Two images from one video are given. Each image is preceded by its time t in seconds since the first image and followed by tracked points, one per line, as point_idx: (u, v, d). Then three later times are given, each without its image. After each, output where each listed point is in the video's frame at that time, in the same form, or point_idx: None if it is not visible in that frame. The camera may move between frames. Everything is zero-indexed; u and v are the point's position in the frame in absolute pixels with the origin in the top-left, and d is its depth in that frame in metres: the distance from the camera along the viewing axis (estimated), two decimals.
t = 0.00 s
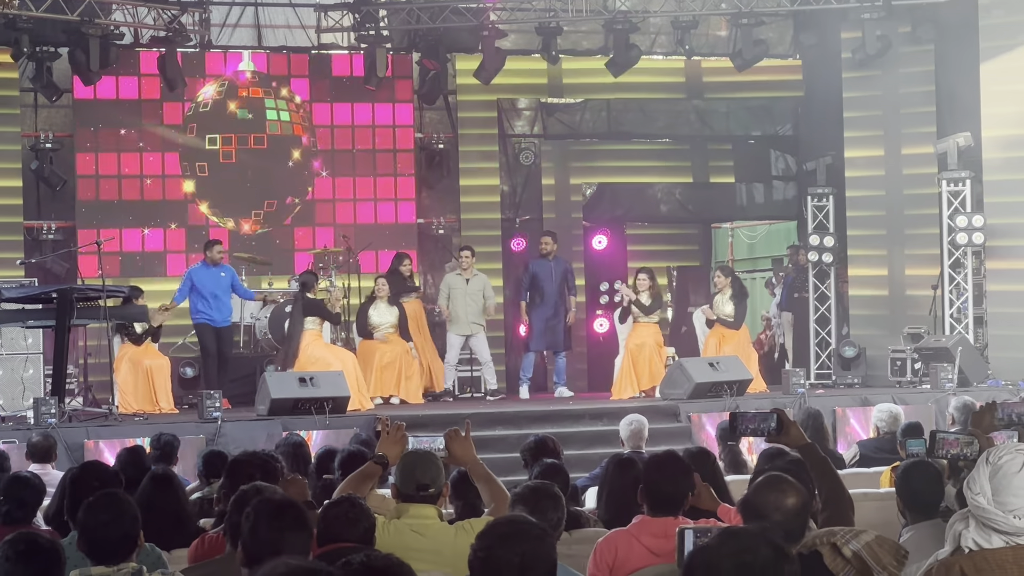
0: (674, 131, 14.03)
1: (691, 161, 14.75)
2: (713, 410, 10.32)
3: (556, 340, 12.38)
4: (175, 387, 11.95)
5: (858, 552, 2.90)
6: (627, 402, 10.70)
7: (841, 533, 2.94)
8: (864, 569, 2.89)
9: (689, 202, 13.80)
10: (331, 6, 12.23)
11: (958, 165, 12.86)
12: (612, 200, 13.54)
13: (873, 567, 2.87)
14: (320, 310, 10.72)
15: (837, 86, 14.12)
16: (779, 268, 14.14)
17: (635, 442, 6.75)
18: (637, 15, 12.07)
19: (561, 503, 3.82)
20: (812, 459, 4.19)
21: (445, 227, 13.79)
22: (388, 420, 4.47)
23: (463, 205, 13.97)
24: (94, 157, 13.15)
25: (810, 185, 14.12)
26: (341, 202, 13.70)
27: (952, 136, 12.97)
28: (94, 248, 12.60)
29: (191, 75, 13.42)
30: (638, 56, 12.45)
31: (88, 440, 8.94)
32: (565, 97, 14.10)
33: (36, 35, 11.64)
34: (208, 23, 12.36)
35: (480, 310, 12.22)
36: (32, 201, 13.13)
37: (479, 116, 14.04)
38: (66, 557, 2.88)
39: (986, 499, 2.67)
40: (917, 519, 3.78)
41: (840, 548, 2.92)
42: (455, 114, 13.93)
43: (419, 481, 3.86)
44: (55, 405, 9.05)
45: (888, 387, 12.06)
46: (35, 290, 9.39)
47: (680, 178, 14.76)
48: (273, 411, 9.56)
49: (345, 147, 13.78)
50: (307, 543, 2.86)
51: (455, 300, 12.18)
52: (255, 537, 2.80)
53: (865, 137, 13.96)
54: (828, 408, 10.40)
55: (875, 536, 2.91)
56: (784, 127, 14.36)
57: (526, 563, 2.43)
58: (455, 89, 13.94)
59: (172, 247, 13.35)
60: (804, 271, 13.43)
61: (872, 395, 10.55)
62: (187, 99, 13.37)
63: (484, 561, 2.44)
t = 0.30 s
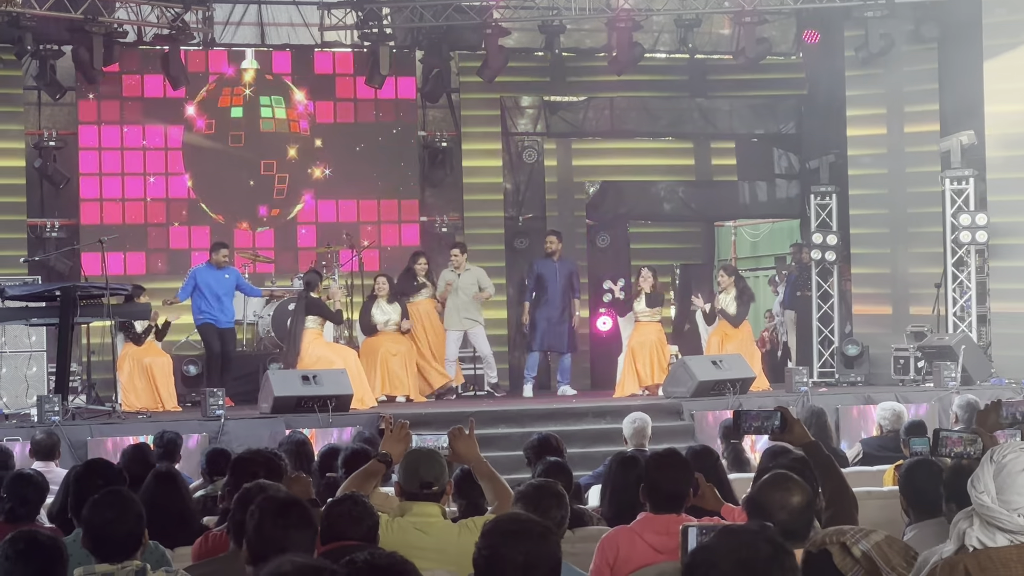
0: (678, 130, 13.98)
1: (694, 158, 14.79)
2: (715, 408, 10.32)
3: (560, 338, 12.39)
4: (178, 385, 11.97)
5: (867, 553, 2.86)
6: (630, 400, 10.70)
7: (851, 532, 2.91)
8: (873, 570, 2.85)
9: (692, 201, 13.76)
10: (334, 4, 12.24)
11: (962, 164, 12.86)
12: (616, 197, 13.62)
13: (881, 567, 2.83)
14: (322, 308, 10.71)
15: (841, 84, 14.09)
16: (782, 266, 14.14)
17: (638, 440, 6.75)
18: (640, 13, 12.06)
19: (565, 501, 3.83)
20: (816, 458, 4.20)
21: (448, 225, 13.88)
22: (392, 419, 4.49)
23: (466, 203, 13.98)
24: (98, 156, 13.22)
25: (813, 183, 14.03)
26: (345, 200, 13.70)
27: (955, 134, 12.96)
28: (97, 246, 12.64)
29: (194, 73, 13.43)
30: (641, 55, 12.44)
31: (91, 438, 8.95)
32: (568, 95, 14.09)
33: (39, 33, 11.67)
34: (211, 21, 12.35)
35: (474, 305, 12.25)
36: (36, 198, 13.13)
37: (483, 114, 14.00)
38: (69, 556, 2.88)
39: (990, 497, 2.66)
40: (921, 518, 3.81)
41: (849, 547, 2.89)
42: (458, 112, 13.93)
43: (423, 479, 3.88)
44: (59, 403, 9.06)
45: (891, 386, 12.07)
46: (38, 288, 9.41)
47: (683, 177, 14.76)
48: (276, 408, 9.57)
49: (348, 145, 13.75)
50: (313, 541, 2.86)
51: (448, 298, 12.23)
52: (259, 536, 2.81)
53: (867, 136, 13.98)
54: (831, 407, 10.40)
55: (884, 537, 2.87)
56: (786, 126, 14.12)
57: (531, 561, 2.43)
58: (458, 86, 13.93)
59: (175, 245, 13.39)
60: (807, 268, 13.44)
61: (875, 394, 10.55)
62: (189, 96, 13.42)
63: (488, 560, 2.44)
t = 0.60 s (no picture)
0: (683, 129, 13.93)
1: (699, 157, 14.80)
2: (720, 408, 10.31)
3: (565, 337, 12.37)
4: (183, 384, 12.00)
5: (878, 554, 2.86)
6: (635, 400, 10.70)
7: (862, 533, 2.91)
8: (883, 571, 2.85)
9: (697, 200, 13.76)
10: (340, 3, 12.24)
11: (967, 164, 12.85)
12: (620, 197, 13.48)
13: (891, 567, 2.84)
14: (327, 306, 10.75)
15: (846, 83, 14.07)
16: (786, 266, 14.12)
17: (643, 440, 6.75)
18: (646, 12, 12.06)
19: (570, 501, 3.84)
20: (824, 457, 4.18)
21: (454, 224, 13.60)
22: (398, 417, 4.48)
23: (472, 202, 13.99)
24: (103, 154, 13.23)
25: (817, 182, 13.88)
26: (351, 198, 13.75)
27: (961, 134, 12.94)
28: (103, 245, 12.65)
29: (200, 72, 13.45)
30: (646, 54, 12.43)
31: (96, 437, 8.97)
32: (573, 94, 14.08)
33: (45, 33, 11.68)
34: (217, 20, 12.35)
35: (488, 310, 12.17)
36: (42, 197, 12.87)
37: (488, 114, 14.02)
38: (72, 555, 2.88)
39: (997, 497, 2.67)
40: (925, 518, 3.83)
41: (860, 547, 2.89)
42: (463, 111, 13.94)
43: (428, 479, 3.88)
44: (64, 402, 9.07)
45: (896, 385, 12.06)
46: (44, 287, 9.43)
47: (688, 176, 14.77)
48: (282, 407, 9.59)
49: (354, 143, 13.83)
50: (320, 540, 2.87)
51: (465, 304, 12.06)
52: (268, 533, 2.81)
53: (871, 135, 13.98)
54: (836, 406, 10.41)
55: (895, 538, 2.88)
56: (792, 126, 14.08)
57: (539, 560, 2.44)
58: (464, 86, 13.95)
59: (181, 245, 13.38)
60: (813, 268, 13.43)
61: (880, 394, 10.55)
62: (196, 95, 13.44)
63: (495, 559, 2.44)
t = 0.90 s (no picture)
0: (689, 129, 13.94)
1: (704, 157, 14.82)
2: (726, 407, 10.31)
3: (570, 336, 12.38)
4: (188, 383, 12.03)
5: (885, 554, 2.86)
6: (640, 400, 10.71)
7: (869, 533, 2.90)
8: (890, 571, 2.85)
9: (703, 200, 13.76)
10: (345, 3, 12.27)
11: (972, 164, 12.82)
12: (625, 198, 13.37)
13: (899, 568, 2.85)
14: (333, 305, 10.75)
15: (852, 82, 14.07)
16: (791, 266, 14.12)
17: (649, 440, 6.76)
18: (651, 12, 12.06)
19: (576, 502, 3.84)
20: (827, 457, 4.19)
21: (458, 223, 13.88)
22: (402, 417, 4.49)
23: (478, 202, 14.00)
24: (107, 153, 13.15)
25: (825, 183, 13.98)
26: (357, 197, 13.77)
27: (966, 134, 12.91)
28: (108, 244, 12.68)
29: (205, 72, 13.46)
30: (652, 55, 12.43)
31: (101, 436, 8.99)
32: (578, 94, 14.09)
33: (51, 32, 11.71)
34: (222, 20, 12.37)
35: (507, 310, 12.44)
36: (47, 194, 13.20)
37: (494, 113, 14.06)
38: (75, 554, 2.89)
39: (1002, 498, 2.67)
40: (930, 518, 3.84)
41: (867, 548, 2.88)
42: (469, 111, 13.95)
43: (434, 478, 3.89)
44: (69, 401, 9.09)
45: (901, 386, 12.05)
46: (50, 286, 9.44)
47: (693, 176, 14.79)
48: (287, 407, 9.60)
49: (359, 143, 13.83)
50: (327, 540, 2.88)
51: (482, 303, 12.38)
52: (274, 534, 2.82)
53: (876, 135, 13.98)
54: (842, 406, 10.40)
55: (902, 539, 2.88)
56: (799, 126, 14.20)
57: (544, 560, 2.45)
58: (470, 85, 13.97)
59: (186, 244, 13.39)
60: (818, 268, 13.44)
61: (886, 394, 10.54)
62: (202, 95, 13.44)
63: (500, 561, 2.45)
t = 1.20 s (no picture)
0: (695, 131, 13.85)
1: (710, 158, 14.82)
2: (732, 409, 10.31)
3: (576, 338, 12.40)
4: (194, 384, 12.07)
5: (889, 556, 2.85)
6: (646, 401, 10.72)
7: (873, 535, 2.88)
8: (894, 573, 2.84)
9: (709, 202, 13.76)
10: (352, 5, 12.30)
11: (979, 166, 12.81)
12: (632, 199, 13.39)
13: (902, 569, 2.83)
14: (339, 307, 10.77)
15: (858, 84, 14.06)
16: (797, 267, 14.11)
17: (654, 441, 6.77)
18: (657, 14, 12.07)
19: (585, 504, 3.85)
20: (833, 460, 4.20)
21: (465, 225, 13.87)
22: (409, 418, 4.50)
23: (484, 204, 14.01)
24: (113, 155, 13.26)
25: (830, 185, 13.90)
26: (362, 198, 13.79)
27: (972, 136, 12.90)
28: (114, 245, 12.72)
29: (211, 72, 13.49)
30: (658, 56, 12.44)
31: (107, 438, 9.01)
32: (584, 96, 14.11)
33: (57, 33, 11.72)
34: (229, 21, 12.39)
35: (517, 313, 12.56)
36: (54, 195, 13.20)
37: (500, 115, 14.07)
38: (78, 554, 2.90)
39: (1008, 500, 2.64)
40: (937, 521, 3.81)
41: (871, 550, 2.87)
42: (475, 113, 13.98)
43: (441, 480, 3.89)
44: (75, 403, 9.12)
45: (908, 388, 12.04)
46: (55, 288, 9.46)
47: (699, 177, 14.79)
48: (293, 408, 9.62)
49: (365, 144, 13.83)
50: (331, 540, 2.88)
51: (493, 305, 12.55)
52: (280, 535, 2.83)
53: (883, 137, 13.97)
54: (847, 408, 10.41)
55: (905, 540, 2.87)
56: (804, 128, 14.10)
57: (550, 561, 2.45)
58: (476, 86, 13.99)
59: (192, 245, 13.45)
60: (824, 270, 13.44)
61: (892, 396, 10.53)
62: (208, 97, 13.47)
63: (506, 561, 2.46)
